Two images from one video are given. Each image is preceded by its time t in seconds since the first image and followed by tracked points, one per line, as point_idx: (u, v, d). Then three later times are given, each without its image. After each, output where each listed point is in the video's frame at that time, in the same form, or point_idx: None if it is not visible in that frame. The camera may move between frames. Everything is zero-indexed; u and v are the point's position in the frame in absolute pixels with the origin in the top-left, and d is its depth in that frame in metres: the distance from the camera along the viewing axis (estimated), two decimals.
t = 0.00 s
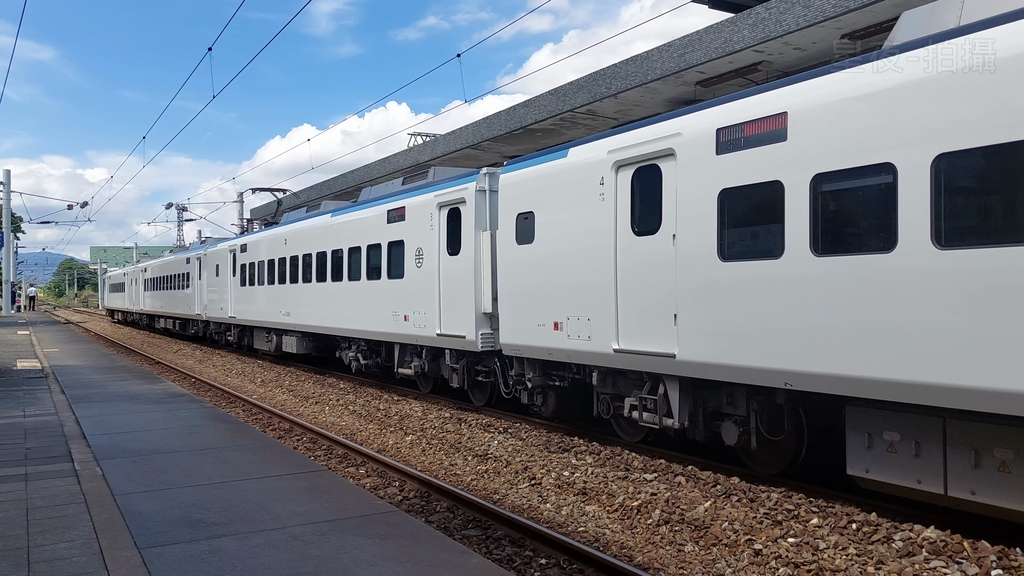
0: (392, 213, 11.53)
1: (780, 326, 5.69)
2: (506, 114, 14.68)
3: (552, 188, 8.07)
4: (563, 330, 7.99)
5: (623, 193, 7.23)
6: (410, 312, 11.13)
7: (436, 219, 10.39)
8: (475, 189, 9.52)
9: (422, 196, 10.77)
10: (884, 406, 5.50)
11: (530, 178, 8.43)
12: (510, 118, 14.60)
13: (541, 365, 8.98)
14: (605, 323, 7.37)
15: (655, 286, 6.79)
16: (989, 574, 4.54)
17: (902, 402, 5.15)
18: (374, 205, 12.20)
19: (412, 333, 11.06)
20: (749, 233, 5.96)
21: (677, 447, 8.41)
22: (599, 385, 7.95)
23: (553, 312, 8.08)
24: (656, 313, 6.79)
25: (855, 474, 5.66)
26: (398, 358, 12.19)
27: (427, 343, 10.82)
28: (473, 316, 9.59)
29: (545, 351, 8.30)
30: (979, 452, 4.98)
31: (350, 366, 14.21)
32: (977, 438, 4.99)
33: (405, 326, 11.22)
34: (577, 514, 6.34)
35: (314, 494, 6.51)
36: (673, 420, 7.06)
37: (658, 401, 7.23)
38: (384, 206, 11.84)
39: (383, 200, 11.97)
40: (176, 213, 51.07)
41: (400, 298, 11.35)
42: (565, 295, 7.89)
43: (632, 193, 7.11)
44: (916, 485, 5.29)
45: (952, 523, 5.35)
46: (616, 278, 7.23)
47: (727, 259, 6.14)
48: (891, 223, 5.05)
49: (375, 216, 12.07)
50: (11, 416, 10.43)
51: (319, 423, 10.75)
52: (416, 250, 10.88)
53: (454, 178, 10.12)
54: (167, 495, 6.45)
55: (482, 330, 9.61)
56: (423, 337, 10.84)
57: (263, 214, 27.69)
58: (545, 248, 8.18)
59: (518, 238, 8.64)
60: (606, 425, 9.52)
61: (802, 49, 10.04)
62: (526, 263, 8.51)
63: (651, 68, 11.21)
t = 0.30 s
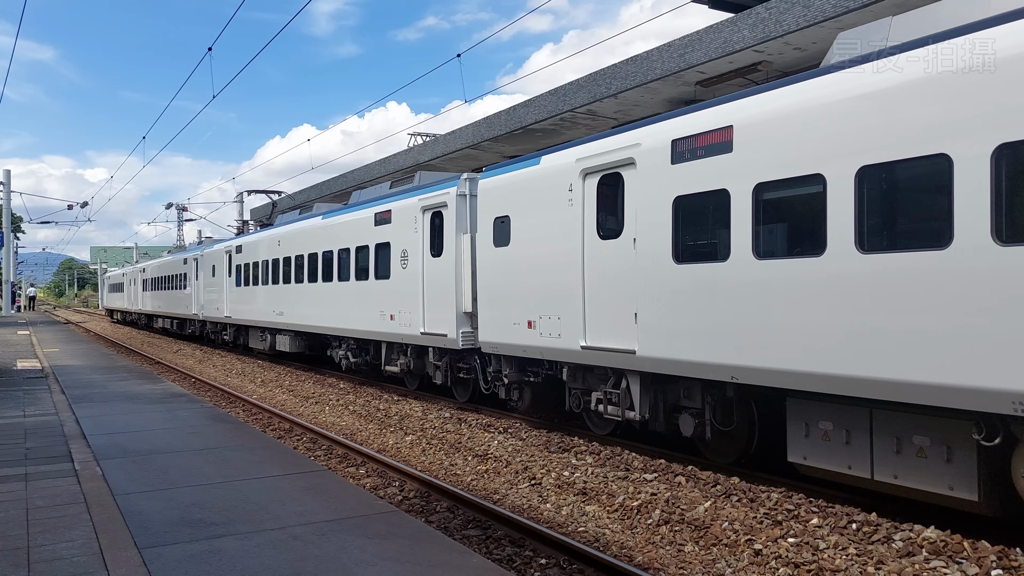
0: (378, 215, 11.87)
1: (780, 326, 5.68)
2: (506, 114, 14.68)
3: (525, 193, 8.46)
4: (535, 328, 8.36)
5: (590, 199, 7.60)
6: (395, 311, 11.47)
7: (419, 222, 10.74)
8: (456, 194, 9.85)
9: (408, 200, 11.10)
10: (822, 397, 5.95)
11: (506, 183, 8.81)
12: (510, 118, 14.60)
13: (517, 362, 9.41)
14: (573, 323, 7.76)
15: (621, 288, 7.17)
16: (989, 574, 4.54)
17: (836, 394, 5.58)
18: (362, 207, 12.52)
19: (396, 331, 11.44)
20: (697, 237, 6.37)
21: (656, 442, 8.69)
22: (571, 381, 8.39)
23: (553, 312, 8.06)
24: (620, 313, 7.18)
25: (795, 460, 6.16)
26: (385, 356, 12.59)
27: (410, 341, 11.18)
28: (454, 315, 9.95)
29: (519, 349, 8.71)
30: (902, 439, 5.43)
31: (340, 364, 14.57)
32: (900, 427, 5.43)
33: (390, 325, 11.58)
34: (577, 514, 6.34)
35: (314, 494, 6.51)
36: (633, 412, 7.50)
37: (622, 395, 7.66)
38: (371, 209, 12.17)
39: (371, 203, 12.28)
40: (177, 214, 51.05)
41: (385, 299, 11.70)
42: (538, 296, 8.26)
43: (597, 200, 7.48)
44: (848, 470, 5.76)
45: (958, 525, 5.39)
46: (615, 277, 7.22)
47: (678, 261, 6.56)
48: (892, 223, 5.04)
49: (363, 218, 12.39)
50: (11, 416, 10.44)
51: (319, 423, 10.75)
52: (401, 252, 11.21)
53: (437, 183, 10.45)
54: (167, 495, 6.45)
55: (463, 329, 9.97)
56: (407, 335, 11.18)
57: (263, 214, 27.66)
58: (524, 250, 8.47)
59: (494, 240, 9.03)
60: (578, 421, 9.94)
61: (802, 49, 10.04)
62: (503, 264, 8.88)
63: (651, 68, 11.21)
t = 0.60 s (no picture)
0: (366, 218, 12.23)
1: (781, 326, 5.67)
2: (506, 114, 14.68)
3: (501, 198, 8.85)
4: (511, 326, 8.74)
5: (559, 204, 7.99)
6: (381, 310, 11.85)
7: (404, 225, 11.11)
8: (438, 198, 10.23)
9: (394, 203, 11.46)
10: (763, 391, 6.42)
11: (484, 188, 9.20)
12: (510, 118, 14.60)
13: (495, 359, 9.93)
14: (544, 320, 8.15)
15: (587, 287, 7.55)
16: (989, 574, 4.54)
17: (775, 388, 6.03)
18: (351, 210, 12.87)
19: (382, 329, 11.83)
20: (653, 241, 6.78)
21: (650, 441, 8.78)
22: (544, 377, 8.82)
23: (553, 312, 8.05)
24: (585, 312, 7.59)
25: (742, 449, 6.62)
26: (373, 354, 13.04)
27: (395, 340, 11.55)
28: (436, 314, 10.28)
29: (495, 346, 9.13)
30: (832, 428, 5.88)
31: (332, 363, 14.94)
32: (831, 416, 5.88)
33: (376, 323, 11.95)
34: (577, 514, 6.34)
35: (314, 494, 6.51)
36: (599, 404, 8.00)
37: (590, 388, 8.16)
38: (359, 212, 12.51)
39: (360, 206, 12.64)
40: (177, 214, 51.00)
41: (372, 298, 12.07)
42: (513, 296, 8.62)
43: (566, 205, 7.86)
44: (786, 458, 6.20)
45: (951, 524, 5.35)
46: (616, 277, 7.21)
47: (635, 262, 6.98)
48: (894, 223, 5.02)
49: (351, 220, 12.74)
50: (11, 416, 10.44)
51: (319, 423, 10.75)
52: (387, 253, 11.56)
53: (421, 187, 10.82)
54: (167, 495, 6.45)
55: (445, 327, 10.32)
56: (393, 333, 11.56)
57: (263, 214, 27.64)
58: (503, 252, 8.81)
59: (472, 242, 9.43)
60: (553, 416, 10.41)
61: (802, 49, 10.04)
62: (482, 266, 9.25)
63: (650, 68, 11.21)
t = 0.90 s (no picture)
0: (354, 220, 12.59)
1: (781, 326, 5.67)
2: (506, 114, 14.68)
3: (479, 204, 9.33)
4: (488, 325, 9.19)
5: (532, 210, 8.47)
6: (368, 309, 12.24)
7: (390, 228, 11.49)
8: (421, 202, 10.62)
9: (381, 206, 11.82)
10: (715, 385, 6.91)
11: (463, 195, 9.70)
12: (510, 118, 14.61)
13: (473, 356, 10.35)
14: (518, 319, 8.61)
15: (559, 289, 8.00)
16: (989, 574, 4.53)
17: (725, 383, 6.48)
18: (341, 213, 13.21)
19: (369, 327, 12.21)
20: (615, 245, 7.25)
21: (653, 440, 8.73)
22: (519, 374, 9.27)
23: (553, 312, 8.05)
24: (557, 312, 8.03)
25: (695, 439, 7.14)
26: (361, 352, 13.42)
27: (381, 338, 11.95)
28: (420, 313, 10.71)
29: (473, 343, 9.56)
30: (775, 418, 6.38)
31: (324, 361, 15.25)
32: (773, 407, 6.38)
33: (363, 322, 12.33)
34: (577, 514, 6.34)
35: (314, 494, 6.51)
36: (568, 398, 8.51)
37: (560, 383, 8.63)
38: (348, 215, 12.92)
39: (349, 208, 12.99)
40: (177, 214, 50.97)
41: (360, 298, 12.44)
42: (492, 296, 9.06)
43: (539, 211, 8.32)
44: (734, 446, 6.72)
45: (952, 523, 5.30)
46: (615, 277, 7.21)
47: (599, 266, 7.44)
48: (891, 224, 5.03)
49: (341, 222, 13.10)
50: (11, 416, 10.43)
51: (319, 423, 10.75)
52: (374, 254, 11.93)
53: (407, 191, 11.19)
54: (167, 495, 6.45)
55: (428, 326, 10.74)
56: (379, 332, 11.95)
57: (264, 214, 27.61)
58: (483, 254, 9.25)
59: (453, 245, 9.89)
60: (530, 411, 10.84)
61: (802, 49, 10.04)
62: (463, 268, 9.69)
63: (650, 68, 11.21)
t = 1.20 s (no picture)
0: (343, 223, 12.89)
1: (781, 327, 5.66)
2: (506, 114, 14.68)
3: (460, 207, 9.67)
4: (468, 324, 9.51)
5: (507, 215, 8.83)
6: (355, 309, 12.52)
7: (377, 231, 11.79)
8: (405, 206, 10.93)
9: (369, 209, 12.10)
10: (670, 378, 7.35)
11: (444, 199, 10.06)
12: (510, 118, 14.60)
13: (453, 354, 10.73)
14: (494, 317, 8.95)
15: (530, 289, 8.38)
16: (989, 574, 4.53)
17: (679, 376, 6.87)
18: (330, 215, 13.50)
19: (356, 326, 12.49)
20: (581, 246, 7.64)
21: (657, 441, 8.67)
22: (495, 371, 9.69)
23: (552, 312, 8.04)
24: (529, 311, 8.39)
25: (653, 429, 7.56)
26: (350, 350, 13.70)
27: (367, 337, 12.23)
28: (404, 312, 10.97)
29: (452, 340, 9.95)
30: (721, 410, 6.81)
31: (315, 359, 15.51)
32: (719, 400, 6.81)
33: (350, 322, 12.66)
34: (577, 514, 6.34)
35: (314, 494, 6.51)
36: (536, 393, 8.90)
37: (531, 378, 9.02)
38: (337, 218, 13.22)
39: (338, 211, 13.29)
40: (178, 215, 50.92)
41: (347, 298, 12.75)
42: (470, 296, 9.41)
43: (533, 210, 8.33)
44: (686, 436, 7.17)
45: (952, 523, 5.30)
46: (614, 278, 7.21)
47: (565, 267, 7.86)
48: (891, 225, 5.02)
49: (330, 225, 13.38)
50: (11, 416, 10.43)
51: (319, 423, 10.75)
52: (362, 256, 12.22)
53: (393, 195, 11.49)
54: (167, 495, 6.44)
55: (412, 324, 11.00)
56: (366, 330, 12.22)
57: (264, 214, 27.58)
58: (462, 256, 9.61)
59: (434, 247, 10.24)
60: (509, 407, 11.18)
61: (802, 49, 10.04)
62: (444, 269, 10.03)
63: (650, 68, 11.21)
